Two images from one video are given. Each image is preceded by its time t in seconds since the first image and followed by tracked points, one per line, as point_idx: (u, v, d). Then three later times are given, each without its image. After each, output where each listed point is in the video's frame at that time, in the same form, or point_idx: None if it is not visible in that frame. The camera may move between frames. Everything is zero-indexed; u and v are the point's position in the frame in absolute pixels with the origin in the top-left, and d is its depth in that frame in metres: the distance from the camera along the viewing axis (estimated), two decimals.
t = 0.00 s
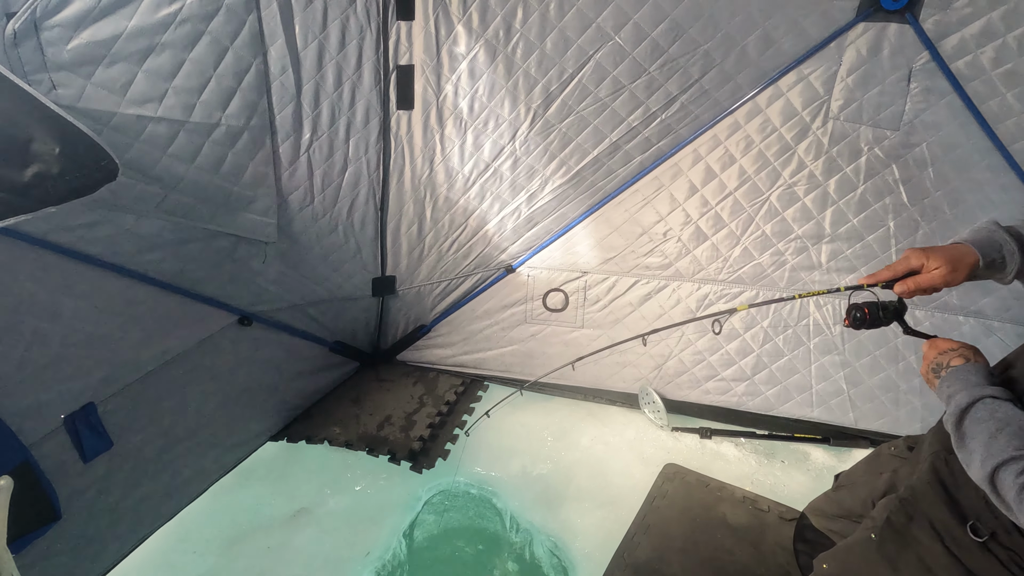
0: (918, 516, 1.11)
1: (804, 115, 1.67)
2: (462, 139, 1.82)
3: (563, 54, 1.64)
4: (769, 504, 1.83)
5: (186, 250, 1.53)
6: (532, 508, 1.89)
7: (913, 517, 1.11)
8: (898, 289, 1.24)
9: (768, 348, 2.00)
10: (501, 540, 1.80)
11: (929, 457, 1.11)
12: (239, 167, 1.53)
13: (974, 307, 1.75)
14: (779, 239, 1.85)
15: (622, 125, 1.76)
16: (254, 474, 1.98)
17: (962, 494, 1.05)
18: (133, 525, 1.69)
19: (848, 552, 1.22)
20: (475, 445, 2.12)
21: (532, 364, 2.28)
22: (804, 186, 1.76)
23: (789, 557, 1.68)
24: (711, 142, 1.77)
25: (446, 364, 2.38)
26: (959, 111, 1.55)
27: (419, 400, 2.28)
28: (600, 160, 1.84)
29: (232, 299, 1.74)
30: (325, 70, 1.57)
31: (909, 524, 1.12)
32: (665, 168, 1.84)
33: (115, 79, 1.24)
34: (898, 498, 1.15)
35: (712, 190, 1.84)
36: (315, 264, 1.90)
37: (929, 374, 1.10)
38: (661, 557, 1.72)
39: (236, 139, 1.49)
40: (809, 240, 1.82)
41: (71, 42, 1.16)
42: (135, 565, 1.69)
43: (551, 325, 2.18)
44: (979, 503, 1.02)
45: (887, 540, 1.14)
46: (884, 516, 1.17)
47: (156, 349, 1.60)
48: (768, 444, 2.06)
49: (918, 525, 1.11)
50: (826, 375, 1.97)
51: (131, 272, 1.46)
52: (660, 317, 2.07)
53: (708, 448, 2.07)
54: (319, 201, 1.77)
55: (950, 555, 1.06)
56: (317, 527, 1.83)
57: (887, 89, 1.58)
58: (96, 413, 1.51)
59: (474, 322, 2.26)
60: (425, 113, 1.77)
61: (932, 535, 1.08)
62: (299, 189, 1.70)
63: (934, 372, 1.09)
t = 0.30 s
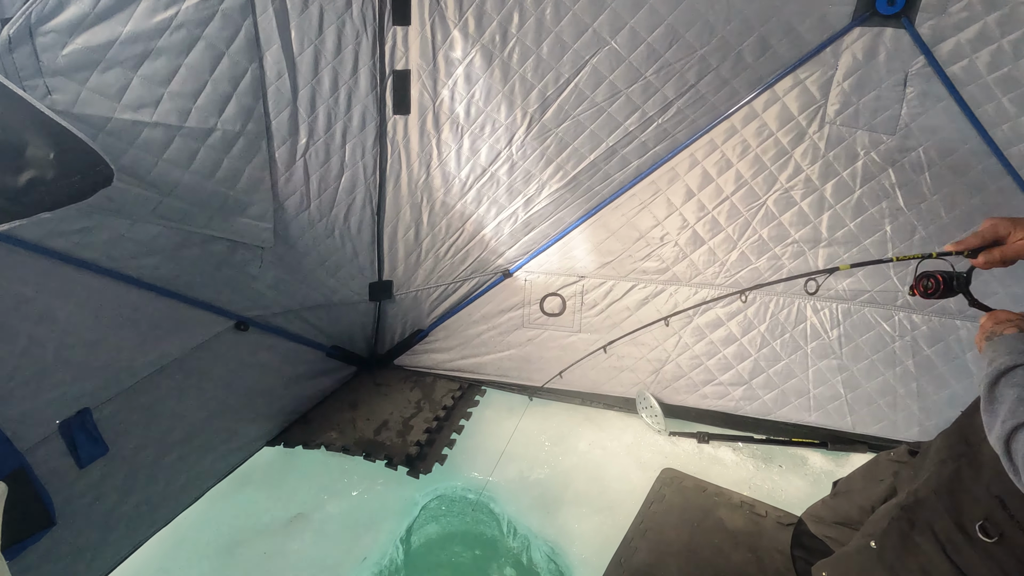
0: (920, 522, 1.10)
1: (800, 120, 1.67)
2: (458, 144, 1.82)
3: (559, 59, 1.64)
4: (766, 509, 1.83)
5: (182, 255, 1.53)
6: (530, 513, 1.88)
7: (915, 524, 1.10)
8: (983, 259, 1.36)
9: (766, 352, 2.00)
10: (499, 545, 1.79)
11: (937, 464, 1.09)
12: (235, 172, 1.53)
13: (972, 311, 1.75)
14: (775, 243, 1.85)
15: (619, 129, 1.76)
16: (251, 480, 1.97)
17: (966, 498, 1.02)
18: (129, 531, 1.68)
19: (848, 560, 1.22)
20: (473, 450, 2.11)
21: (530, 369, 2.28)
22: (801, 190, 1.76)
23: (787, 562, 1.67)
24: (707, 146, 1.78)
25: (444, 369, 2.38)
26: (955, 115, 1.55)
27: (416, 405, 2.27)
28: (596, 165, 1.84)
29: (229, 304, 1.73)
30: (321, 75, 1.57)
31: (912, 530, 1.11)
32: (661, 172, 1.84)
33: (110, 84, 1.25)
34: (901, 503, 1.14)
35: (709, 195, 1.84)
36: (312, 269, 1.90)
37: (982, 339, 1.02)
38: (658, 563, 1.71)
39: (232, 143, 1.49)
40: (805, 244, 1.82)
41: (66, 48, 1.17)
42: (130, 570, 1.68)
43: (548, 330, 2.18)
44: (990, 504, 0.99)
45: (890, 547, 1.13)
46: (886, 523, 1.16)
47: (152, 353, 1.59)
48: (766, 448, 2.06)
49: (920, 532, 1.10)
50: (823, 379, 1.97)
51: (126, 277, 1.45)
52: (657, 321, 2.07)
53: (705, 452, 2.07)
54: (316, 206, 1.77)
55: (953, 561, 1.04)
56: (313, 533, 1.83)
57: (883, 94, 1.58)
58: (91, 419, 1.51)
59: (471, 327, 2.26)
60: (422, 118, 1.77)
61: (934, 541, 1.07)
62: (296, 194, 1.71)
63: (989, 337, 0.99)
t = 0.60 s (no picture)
0: (921, 525, 1.10)
1: (796, 123, 1.68)
2: (455, 148, 1.82)
3: (555, 63, 1.65)
4: (763, 513, 1.82)
5: (177, 259, 1.53)
6: (527, 517, 1.88)
7: (916, 527, 1.11)
8: None
9: (763, 355, 2.00)
10: (495, 549, 1.78)
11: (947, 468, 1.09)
12: (231, 176, 1.53)
13: (968, 314, 1.75)
14: (772, 247, 1.85)
15: (615, 133, 1.76)
16: (247, 484, 1.96)
17: (970, 500, 1.03)
18: (124, 536, 1.67)
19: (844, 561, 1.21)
20: (470, 454, 2.11)
21: (527, 373, 2.27)
22: (797, 193, 1.76)
23: (784, 566, 1.67)
24: (704, 150, 1.78)
25: (441, 373, 2.37)
26: (951, 119, 1.56)
27: (413, 409, 2.27)
28: (592, 168, 1.84)
29: (225, 308, 1.73)
30: (317, 79, 1.58)
31: (913, 533, 1.11)
32: (658, 176, 1.84)
33: (106, 88, 1.25)
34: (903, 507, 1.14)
35: (705, 198, 1.84)
36: (309, 273, 1.89)
37: None
38: (655, 567, 1.71)
39: (228, 147, 1.49)
40: (802, 247, 1.83)
41: (61, 52, 1.16)
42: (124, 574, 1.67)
43: (545, 333, 2.18)
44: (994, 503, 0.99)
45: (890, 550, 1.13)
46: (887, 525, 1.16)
47: (148, 357, 1.59)
48: (764, 452, 2.05)
49: (921, 535, 1.10)
50: (820, 383, 1.97)
51: (120, 281, 1.45)
52: (653, 325, 2.07)
53: (703, 456, 2.06)
54: (312, 211, 1.77)
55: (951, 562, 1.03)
56: (309, 538, 1.82)
57: (878, 97, 1.59)
58: (86, 423, 1.50)
59: (468, 331, 2.26)
60: (418, 122, 1.77)
61: (934, 543, 1.07)
62: (292, 199, 1.71)
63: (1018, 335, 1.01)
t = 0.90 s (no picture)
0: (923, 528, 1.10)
1: (794, 125, 1.68)
2: (452, 149, 1.82)
3: (553, 65, 1.65)
4: (761, 515, 1.82)
5: (174, 261, 1.53)
6: (525, 519, 1.87)
7: (917, 530, 1.11)
8: None
9: (761, 357, 2.00)
10: (493, 551, 1.78)
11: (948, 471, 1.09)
12: (227, 178, 1.53)
13: (967, 316, 1.75)
14: (770, 249, 1.85)
15: (612, 135, 1.76)
16: (244, 487, 1.96)
17: (974, 505, 1.02)
18: (121, 539, 1.66)
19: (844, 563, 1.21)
20: (467, 456, 2.10)
21: (525, 375, 2.27)
22: (795, 195, 1.77)
23: (781, 569, 1.67)
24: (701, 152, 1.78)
25: (438, 375, 2.37)
26: (948, 120, 1.56)
27: (410, 412, 2.26)
28: (590, 170, 1.84)
29: (221, 310, 1.73)
30: (314, 81, 1.58)
31: (914, 535, 1.11)
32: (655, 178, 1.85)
33: (101, 90, 1.25)
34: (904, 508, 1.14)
35: (703, 200, 1.84)
36: (306, 275, 1.89)
37: None
38: (653, 570, 1.70)
39: (225, 149, 1.49)
40: (800, 249, 1.82)
41: (56, 54, 1.16)
42: None
43: (543, 335, 2.18)
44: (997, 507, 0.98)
45: (891, 552, 1.13)
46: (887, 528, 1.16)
47: (144, 360, 1.59)
48: (762, 454, 2.05)
49: (921, 537, 1.10)
50: (818, 385, 1.97)
51: (116, 283, 1.45)
52: (651, 326, 2.07)
53: (701, 459, 2.06)
54: (309, 213, 1.77)
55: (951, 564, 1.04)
56: (306, 540, 1.82)
57: (876, 100, 1.59)
58: (82, 426, 1.50)
59: (466, 333, 2.26)
60: (415, 124, 1.77)
61: (935, 545, 1.07)
62: (289, 201, 1.70)
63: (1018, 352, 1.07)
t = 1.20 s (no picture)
0: (920, 524, 1.10)
1: (789, 121, 1.68)
2: (447, 145, 1.81)
3: (547, 60, 1.64)
4: (755, 510, 1.83)
5: (167, 258, 1.52)
6: (520, 515, 1.88)
7: (915, 526, 1.10)
8: None
9: (756, 353, 2.00)
10: (489, 547, 1.79)
11: (939, 466, 1.08)
12: (220, 175, 1.52)
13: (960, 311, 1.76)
14: (764, 244, 1.86)
15: (607, 130, 1.76)
16: (239, 483, 1.95)
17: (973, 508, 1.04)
18: (116, 535, 1.66)
19: (841, 559, 1.21)
20: (463, 452, 2.11)
21: (521, 371, 2.27)
22: (790, 191, 1.77)
23: (778, 566, 1.66)
24: (696, 148, 1.78)
25: (435, 371, 2.36)
26: (943, 116, 1.56)
27: (406, 407, 2.25)
28: (585, 166, 1.84)
29: (216, 307, 1.72)
30: (307, 77, 1.57)
31: (911, 532, 1.11)
32: (650, 174, 1.85)
33: (93, 87, 1.24)
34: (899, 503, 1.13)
35: (698, 196, 1.84)
36: (301, 271, 1.89)
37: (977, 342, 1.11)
38: (648, 565, 1.71)
39: (218, 145, 1.48)
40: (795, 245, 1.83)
41: (47, 50, 1.15)
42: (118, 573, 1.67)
43: (538, 331, 2.18)
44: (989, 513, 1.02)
45: (888, 548, 1.13)
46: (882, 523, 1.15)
47: (138, 357, 1.58)
48: (756, 449, 2.06)
49: (920, 533, 1.10)
50: (813, 380, 1.97)
51: (110, 280, 1.44)
52: (646, 322, 2.07)
53: (696, 454, 2.07)
54: (303, 209, 1.77)
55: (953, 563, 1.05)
56: (302, 536, 1.82)
57: (871, 95, 1.59)
58: (76, 423, 1.49)
59: (461, 328, 2.25)
60: (409, 119, 1.76)
61: (934, 543, 1.08)
62: (283, 197, 1.70)
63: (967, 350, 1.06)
